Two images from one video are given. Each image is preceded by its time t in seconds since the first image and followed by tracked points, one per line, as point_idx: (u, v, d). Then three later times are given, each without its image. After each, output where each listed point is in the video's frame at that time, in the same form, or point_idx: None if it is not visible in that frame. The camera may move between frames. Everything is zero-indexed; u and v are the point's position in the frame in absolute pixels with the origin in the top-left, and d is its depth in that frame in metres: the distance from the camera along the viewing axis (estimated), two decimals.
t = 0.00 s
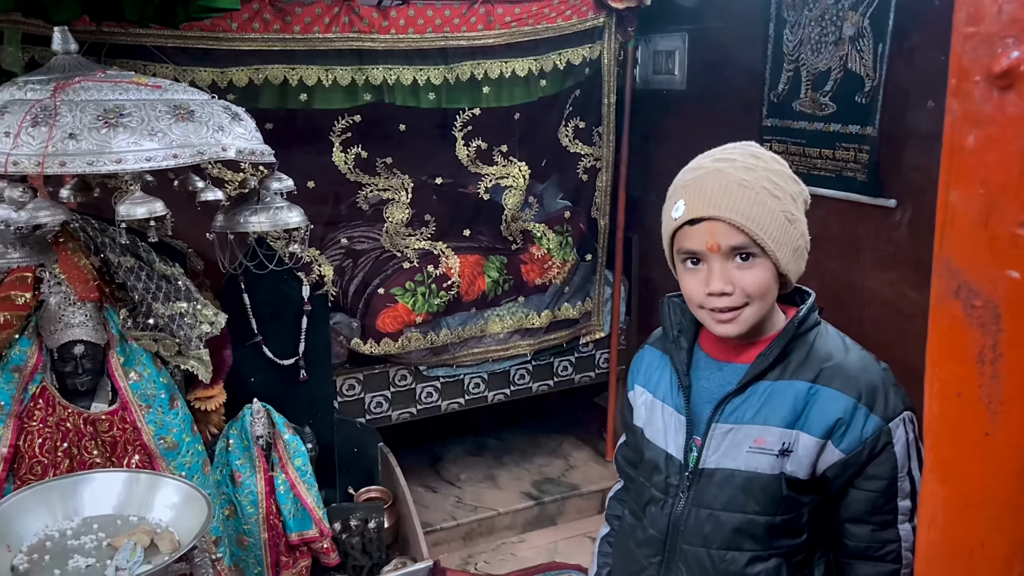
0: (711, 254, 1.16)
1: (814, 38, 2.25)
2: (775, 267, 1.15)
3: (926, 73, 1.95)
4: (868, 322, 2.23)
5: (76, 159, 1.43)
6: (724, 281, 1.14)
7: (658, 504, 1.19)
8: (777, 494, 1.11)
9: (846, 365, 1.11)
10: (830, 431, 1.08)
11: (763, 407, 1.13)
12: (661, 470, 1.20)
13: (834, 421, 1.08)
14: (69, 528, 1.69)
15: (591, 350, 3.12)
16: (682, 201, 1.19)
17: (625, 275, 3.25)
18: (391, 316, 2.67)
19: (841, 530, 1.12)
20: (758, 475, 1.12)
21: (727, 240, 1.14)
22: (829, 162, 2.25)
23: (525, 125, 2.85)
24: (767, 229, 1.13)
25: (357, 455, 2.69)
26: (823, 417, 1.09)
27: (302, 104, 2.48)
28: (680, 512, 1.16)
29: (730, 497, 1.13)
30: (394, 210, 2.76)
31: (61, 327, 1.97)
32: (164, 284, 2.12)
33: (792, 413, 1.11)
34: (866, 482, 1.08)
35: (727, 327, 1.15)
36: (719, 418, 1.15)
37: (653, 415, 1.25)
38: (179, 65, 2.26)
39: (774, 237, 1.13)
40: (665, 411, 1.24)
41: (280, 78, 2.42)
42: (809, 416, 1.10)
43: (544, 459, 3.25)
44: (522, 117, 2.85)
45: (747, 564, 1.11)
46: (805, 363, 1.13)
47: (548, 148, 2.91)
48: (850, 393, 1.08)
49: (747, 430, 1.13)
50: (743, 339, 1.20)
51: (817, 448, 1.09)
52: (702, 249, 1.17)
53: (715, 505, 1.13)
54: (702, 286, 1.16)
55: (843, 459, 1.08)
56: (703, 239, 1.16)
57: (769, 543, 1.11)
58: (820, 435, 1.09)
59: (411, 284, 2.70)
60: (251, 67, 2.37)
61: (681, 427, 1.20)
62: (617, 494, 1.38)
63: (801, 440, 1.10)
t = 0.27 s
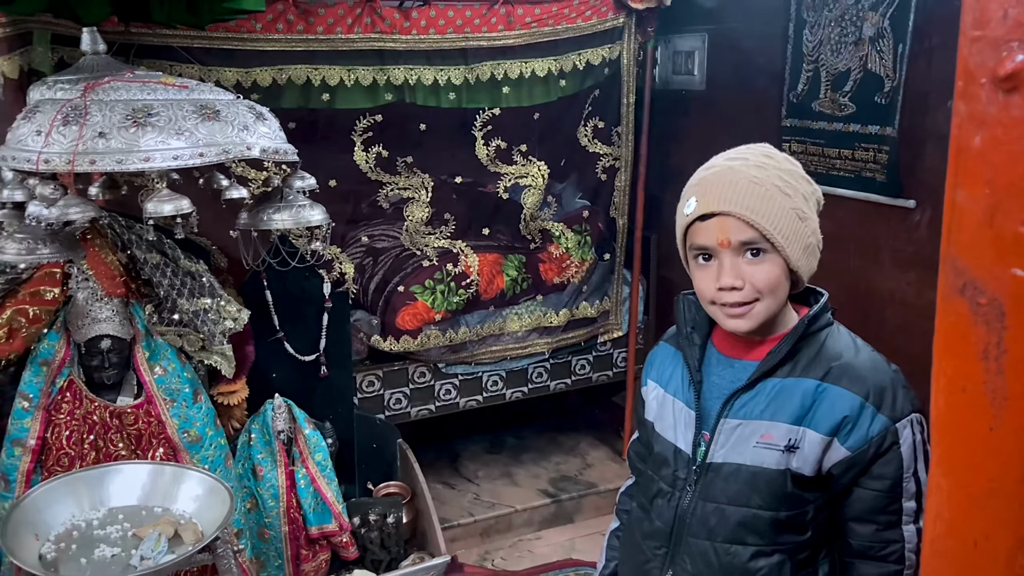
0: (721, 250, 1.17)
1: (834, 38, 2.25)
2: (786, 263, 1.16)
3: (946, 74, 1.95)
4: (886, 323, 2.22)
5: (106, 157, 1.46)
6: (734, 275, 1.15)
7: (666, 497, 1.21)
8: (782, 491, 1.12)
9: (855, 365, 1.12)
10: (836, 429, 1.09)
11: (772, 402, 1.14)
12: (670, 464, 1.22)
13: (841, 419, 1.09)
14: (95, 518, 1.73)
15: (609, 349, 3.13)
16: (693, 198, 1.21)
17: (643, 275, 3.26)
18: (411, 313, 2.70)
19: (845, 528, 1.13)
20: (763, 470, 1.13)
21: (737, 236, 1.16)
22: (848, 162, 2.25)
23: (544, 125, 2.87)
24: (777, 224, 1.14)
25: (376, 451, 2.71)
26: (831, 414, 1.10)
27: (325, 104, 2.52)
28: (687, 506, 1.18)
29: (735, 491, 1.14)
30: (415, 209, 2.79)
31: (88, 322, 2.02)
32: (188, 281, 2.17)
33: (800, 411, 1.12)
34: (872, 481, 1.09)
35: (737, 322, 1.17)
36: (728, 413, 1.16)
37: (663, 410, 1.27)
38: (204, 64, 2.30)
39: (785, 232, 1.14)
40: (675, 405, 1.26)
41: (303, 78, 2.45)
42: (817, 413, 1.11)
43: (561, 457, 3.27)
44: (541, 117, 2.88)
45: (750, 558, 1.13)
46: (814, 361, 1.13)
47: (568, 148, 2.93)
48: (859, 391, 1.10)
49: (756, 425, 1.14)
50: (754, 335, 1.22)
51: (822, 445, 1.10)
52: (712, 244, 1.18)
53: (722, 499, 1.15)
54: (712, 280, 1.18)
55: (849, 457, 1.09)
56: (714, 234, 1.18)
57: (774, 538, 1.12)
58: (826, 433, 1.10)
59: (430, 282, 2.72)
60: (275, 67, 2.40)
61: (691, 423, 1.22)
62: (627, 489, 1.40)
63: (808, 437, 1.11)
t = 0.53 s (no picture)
0: (733, 246, 1.20)
1: (858, 38, 2.26)
2: (796, 260, 1.18)
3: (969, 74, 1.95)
4: (907, 323, 2.23)
5: (142, 153, 1.52)
6: (745, 271, 1.18)
7: (673, 487, 1.24)
8: (788, 481, 1.14)
9: (864, 361, 1.14)
10: (842, 421, 1.11)
11: (780, 394, 1.17)
12: (678, 454, 1.25)
13: (846, 412, 1.11)
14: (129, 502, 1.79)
15: (631, 347, 3.15)
16: (705, 195, 1.23)
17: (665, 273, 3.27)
18: (434, 310, 2.74)
19: (848, 521, 1.15)
20: (769, 460, 1.16)
21: (748, 232, 1.18)
22: (871, 162, 2.25)
23: (568, 124, 2.89)
24: (788, 222, 1.16)
25: (400, 445, 2.77)
26: (837, 407, 1.12)
27: (353, 103, 2.57)
28: (692, 496, 1.21)
29: (741, 481, 1.17)
30: (439, 206, 2.82)
31: (123, 314, 2.09)
32: (219, 275, 2.24)
33: (807, 403, 1.14)
34: (874, 474, 1.10)
35: (748, 317, 1.19)
36: (736, 405, 1.19)
37: (674, 401, 1.30)
38: (236, 64, 2.36)
39: (795, 229, 1.16)
40: (685, 397, 1.29)
41: (331, 78, 2.50)
42: (824, 405, 1.13)
43: (583, 453, 3.30)
44: (564, 116, 2.89)
45: (753, 547, 1.15)
46: (823, 356, 1.16)
47: (591, 147, 2.95)
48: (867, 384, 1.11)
49: (764, 417, 1.17)
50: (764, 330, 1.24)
51: (828, 437, 1.12)
52: (724, 241, 1.21)
53: (728, 489, 1.18)
54: (723, 276, 1.20)
55: (854, 450, 1.11)
56: (725, 231, 1.20)
57: (778, 528, 1.15)
58: (832, 425, 1.12)
59: (454, 279, 2.77)
60: (305, 67, 2.46)
61: (700, 414, 1.25)
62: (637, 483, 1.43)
63: (814, 429, 1.13)
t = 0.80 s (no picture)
0: (742, 241, 1.23)
1: (882, 38, 2.27)
2: (805, 256, 1.21)
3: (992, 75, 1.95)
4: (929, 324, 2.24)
5: (178, 150, 1.59)
6: (753, 266, 1.21)
7: (684, 478, 1.28)
8: (795, 472, 1.17)
9: (869, 353, 1.16)
10: (847, 411, 1.14)
11: (789, 386, 1.20)
12: (689, 445, 1.28)
13: (852, 402, 1.14)
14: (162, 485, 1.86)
15: (654, 344, 3.18)
16: (717, 191, 1.27)
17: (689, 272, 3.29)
18: (459, 305, 2.79)
19: (850, 510, 1.17)
20: (778, 451, 1.18)
21: (757, 228, 1.21)
22: (893, 162, 2.26)
23: (593, 123, 2.93)
24: (797, 218, 1.19)
25: (426, 437, 2.81)
26: (842, 398, 1.14)
27: (382, 103, 2.63)
28: (704, 486, 1.25)
29: (750, 471, 1.20)
30: (466, 204, 2.86)
31: (159, 305, 2.16)
32: (251, 269, 2.31)
33: (814, 394, 1.17)
34: (878, 464, 1.13)
35: (755, 311, 1.22)
36: (746, 397, 1.23)
37: (685, 393, 1.33)
38: (269, 65, 2.44)
39: (804, 226, 1.19)
40: (697, 390, 1.32)
41: (361, 78, 2.57)
42: (830, 396, 1.16)
43: (605, 449, 3.33)
44: (590, 116, 2.93)
45: (764, 536, 1.18)
46: (830, 348, 1.18)
47: (616, 146, 2.98)
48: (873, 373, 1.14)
49: (772, 409, 1.20)
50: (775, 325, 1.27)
51: (833, 427, 1.15)
52: (734, 236, 1.24)
53: (737, 479, 1.21)
54: (732, 270, 1.23)
55: (857, 439, 1.13)
56: (736, 226, 1.23)
57: (788, 517, 1.17)
58: (838, 416, 1.14)
59: (479, 275, 2.82)
60: (336, 67, 2.52)
61: (711, 406, 1.28)
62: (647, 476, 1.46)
63: (820, 420, 1.16)
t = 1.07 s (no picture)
0: (751, 238, 1.28)
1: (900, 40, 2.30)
2: (811, 252, 1.26)
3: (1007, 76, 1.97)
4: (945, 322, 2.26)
5: (212, 147, 1.69)
6: (762, 261, 1.26)
7: (697, 469, 1.33)
8: (807, 460, 1.22)
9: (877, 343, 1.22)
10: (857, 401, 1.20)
11: (798, 377, 1.25)
12: (701, 437, 1.33)
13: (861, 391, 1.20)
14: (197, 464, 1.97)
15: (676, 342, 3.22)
16: (726, 189, 1.32)
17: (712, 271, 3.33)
18: (483, 301, 2.87)
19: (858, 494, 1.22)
20: (790, 441, 1.24)
21: (766, 225, 1.26)
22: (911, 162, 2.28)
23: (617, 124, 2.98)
24: (804, 215, 1.24)
25: (449, 428, 2.89)
26: (852, 387, 1.20)
27: (410, 104, 2.72)
28: (717, 476, 1.30)
29: (763, 461, 1.26)
30: (490, 202, 2.93)
31: (197, 296, 2.27)
32: (284, 263, 2.40)
33: (823, 385, 1.23)
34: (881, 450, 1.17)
35: (764, 305, 1.27)
36: (756, 390, 1.28)
37: (694, 386, 1.38)
38: (303, 67, 2.54)
39: (811, 223, 1.24)
40: (706, 382, 1.36)
41: (391, 80, 2.66)
42: (840, 386, 1.22)
43: (627, 445, 3.38)
44: (614, 117, 2.99)
45: (777, 522, 1.24)
46: (837, 341, 1.24)
47: (639, 146, 3.04)
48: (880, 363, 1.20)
49: (781, 400, 1.26)
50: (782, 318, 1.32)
51: (844, 415, 1.20)
52: (742, 233, 1.29)
53: (749, 469, 1.27)
54: (740, 266, 1.28)
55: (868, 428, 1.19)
56: (744, 223, 1.28)
57: (801, 504, 1.24)
58: (847, 405, 1.20)
59: (503, 271, 2.90)
60: (366, 69, 2.62)
61: (721, 399, 1.34)
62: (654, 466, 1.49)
63: (831, 409, 1.22)
